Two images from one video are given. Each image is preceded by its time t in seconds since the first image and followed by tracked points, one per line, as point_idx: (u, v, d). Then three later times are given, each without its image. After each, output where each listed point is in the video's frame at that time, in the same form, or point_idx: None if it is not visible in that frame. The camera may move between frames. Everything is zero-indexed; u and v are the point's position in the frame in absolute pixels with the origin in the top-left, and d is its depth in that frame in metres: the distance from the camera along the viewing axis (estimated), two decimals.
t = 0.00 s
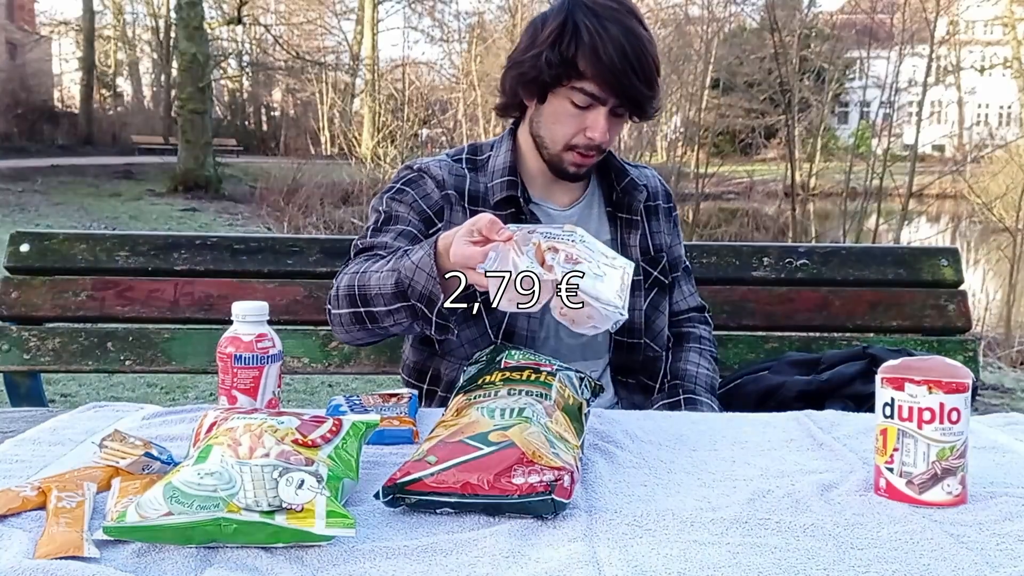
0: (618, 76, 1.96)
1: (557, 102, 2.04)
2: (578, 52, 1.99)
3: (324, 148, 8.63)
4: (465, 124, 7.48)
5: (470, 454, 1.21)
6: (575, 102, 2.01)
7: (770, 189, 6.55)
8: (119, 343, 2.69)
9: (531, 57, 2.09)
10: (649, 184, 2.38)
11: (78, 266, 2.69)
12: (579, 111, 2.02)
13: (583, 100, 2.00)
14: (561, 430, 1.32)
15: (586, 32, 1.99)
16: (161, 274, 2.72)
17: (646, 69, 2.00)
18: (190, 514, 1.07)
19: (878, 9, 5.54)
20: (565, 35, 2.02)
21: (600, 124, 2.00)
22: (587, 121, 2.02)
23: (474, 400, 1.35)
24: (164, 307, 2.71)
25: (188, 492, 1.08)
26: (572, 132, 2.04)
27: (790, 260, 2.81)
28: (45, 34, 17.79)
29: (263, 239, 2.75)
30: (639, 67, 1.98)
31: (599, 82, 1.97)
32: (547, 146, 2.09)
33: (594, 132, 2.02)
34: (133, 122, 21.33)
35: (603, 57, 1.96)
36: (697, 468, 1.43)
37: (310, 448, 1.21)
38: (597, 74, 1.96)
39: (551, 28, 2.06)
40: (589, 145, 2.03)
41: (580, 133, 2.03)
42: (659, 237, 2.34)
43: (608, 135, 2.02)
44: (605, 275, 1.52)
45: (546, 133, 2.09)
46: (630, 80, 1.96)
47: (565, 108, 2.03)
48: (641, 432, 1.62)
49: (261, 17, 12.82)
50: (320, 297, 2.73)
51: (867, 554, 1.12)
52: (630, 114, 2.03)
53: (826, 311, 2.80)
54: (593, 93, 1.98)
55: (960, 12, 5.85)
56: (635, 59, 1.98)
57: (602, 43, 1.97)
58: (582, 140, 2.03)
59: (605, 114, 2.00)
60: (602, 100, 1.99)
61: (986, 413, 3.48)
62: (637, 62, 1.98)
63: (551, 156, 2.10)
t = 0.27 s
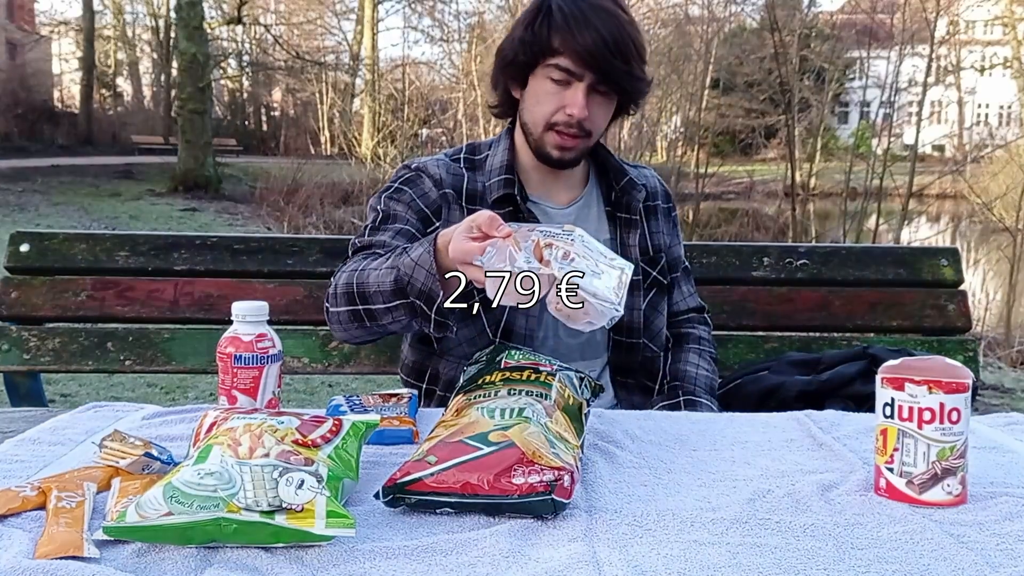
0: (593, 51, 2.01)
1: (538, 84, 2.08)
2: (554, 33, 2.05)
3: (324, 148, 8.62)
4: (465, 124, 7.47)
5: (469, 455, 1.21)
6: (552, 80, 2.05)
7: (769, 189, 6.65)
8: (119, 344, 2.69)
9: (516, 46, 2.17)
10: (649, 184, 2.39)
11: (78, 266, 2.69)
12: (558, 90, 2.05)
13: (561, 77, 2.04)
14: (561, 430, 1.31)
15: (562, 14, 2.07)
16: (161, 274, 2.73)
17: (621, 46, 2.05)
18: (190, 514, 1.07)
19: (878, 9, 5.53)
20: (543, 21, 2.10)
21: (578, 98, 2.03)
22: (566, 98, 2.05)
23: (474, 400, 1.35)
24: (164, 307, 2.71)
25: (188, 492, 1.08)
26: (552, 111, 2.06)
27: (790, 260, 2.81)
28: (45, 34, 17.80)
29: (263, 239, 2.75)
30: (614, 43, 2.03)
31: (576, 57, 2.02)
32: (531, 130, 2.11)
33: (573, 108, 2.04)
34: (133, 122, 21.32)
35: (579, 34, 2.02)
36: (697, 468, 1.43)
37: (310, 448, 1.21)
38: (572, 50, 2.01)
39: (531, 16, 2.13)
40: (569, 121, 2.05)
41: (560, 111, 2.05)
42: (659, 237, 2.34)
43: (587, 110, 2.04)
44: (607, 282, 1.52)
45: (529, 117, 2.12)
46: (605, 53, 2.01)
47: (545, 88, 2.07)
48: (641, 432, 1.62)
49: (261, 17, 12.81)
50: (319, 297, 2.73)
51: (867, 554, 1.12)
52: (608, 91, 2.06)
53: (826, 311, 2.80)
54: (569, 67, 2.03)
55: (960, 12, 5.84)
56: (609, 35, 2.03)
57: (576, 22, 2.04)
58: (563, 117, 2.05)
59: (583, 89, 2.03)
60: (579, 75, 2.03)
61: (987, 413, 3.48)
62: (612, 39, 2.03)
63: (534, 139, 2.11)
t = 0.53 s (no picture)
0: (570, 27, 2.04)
1: (521, 69, 2.12)
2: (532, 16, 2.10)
3: (325, 148, 8.63)
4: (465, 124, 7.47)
5: (469, 455, 1.21)
6: (534, 62, 2.08)
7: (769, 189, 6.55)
8: (119, 343, 2.69)
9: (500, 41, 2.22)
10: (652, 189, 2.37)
11: (79, 266, 2.69)
12: (540, 70, 2.07)
13: (541, 57, 2.07)
14: (561, 429, 1.32)
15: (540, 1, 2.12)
16: (161, 274, 2.73)
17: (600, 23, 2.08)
18: (191, 514, 1.07)
19: (877, 9, 5.53)
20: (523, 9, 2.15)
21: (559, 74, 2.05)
22: (548, 77, 2.07)
23: (473, 399, 1.35)
24: (165, 307, 2.71)
25: (189, 491, 1.08)
26: (535, 91, 2.08)
27: (790, 260, 2.81)
28: (45, 34, 17.80)
29: (263, 239, 2.75)
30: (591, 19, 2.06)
31: (555, 34, 2.05)
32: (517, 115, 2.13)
33: (555, 85, 2.06)
34: (132, 123, 21.33)
35: (557, 13, 2.06)
36: (697, 468, 1.43)
37: (310, 448, 1.21)
38: (551, 28, 2.05)
39: (512, 9, 2.19)
40: (552, 98, 2.06)
41: (542, 90, 2.07)
42: (659, 244, 2.33)
43: (568, 85, 2.06)
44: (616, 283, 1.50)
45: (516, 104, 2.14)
46: (583, 29, 2.04)
47: (528, 70, 2.09)
48: (641, 432, 1.62)
49: (261, 17, 12.82)
50: (320, 297, 2.74)
51: (867, 554, 1.12)
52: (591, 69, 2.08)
53: (826, 311, 2.81)
54: (548, 45, 2.06)
55: (959, 12, 5.84)
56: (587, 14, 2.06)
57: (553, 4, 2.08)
58: (546, 95, 2.06)
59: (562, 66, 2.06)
60: (559, 53, 2.07)
61: (987, 412, 3.48)
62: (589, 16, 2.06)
63: (522, 124, 2.12)
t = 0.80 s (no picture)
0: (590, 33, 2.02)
1: (541, 72, 2.11)
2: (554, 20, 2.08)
3: (324, 148, 8.62)
4: (466, 124, 7.46)
5: (469, 455, 1.21)
6: (554, 66, 2.07)
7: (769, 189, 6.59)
8: (119, 344, 2.69)
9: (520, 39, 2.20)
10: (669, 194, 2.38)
11: (79, 266, 2.69)
12: (560, 75, 2.07)
13: (561, 61, 2.06)
14: (562, 430, 1.32)
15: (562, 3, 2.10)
16: (162, 274, 2.73)
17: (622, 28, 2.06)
18: (190, 514, 1.07)
19: (878, 9, 5.54)
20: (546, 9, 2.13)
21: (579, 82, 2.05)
22: (568, 83, 2.06)
23: (474, 400, 1.35)
24: (164, 307, 2.71)
25: (188, 491, 1.08)
26: (554, 96, 2.08)
27: (790, 260, 2.81)
28: (45, 34, 17.79)
29: (263, 239, 2.75)
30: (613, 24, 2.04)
31: (576, 41, 2.04)
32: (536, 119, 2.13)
33: (574, 91, 2.06)
34: (133, 123, 21.33)
35: (579, 18, 2.03)
36: (697, 468, 1.43)
37: (310, 448, 1.21)
38: (571, 34, 2.03)
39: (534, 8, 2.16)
40: (571, 105, 2.06)
41: (562, 96, 2.07)
42: (673, 249, 2.35)
43: (587, 93, 2.06)
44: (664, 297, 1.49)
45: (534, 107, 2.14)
46: (605, 37, 2.02)
47: (548, 74, 2.09)
48: (642, 432, 1.62)
49: (261, 17, 12.80)
50: (320, 297, 2.74)
51: (867, 554, 1.12)
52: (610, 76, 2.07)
53: (826, 311, 2.81)
54: (569, 51, 2.05)
55: (959, 12, 5.84)
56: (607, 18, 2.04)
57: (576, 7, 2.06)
58: (565, 102, 2.06)
59: (582, 74, 2.05)
60: (580, 59, 2.06)
61: (987, 412, 3.48)
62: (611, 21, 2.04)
63: (540, 128, 2.13)
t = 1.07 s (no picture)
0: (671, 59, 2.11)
1: (610, 77, 2.14)
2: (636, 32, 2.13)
3: (325, 148, 8.62)
4: (466, 124, 7.46)
5: (470, 454, 1.21)
6: (628, 78, 2.12)
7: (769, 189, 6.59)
8: (119, 344, 2.69)
9: (587, 33, 2.21)
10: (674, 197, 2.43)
11: (79, 266, 2.69)
12: (631, 87, 2.12)
13: (637, 75, 2.12)
14: (561, 430, 1.32)
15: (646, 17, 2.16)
16: (162, 274, 2.73)
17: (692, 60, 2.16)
18: (190, 514, 1.07)
19: (877, 9, 5.55)
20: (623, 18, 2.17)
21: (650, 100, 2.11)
22: (637, 98, 2.12)
23: (474, 400, 1.35)
24: (165, 307, 2.71)
25: (188, 491, 1.09)
26: (620, 106, 2.13)
27: (790, 260, 2.82)
28: (45, 34, 17.79)
29: (263, 239, 2.75)
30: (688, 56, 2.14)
31: (660, 63, 2.12)
32: (592, 121, 2.16)
33: (642, 108, 2.12)
34: (133, 123, 21.33)
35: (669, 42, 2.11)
36: (697, 468, 1.44)
37: (310, 448, 1.21)
38: (654, 54, 2.11)
39: (613, 12, 2.18)
40: (637, 121, 2.12)
41: (628, 108, 2.13)
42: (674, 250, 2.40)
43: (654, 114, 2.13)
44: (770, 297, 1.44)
45: (590, 108, 2.16)
46: (685, 67, 2.12)
47: (618, 83, 2.13)
48: (641, 432, 1.62)
49: (261, 17, 12.80)
50: (320, 297, 2.74)
51: (866, 554, 1.13)
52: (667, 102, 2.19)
53: (826, 311, 2.81)
54: (650, 69, 2.11)
55: (959, 12, 5.84)
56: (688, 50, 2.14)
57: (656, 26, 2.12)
58: (631, 115, 2.13)
59: (653, 93, 2.12)
60: (654, 79, 2.12)
61: (986, 412, 3.48)
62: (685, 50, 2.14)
63: (596, 132, 2.15)
